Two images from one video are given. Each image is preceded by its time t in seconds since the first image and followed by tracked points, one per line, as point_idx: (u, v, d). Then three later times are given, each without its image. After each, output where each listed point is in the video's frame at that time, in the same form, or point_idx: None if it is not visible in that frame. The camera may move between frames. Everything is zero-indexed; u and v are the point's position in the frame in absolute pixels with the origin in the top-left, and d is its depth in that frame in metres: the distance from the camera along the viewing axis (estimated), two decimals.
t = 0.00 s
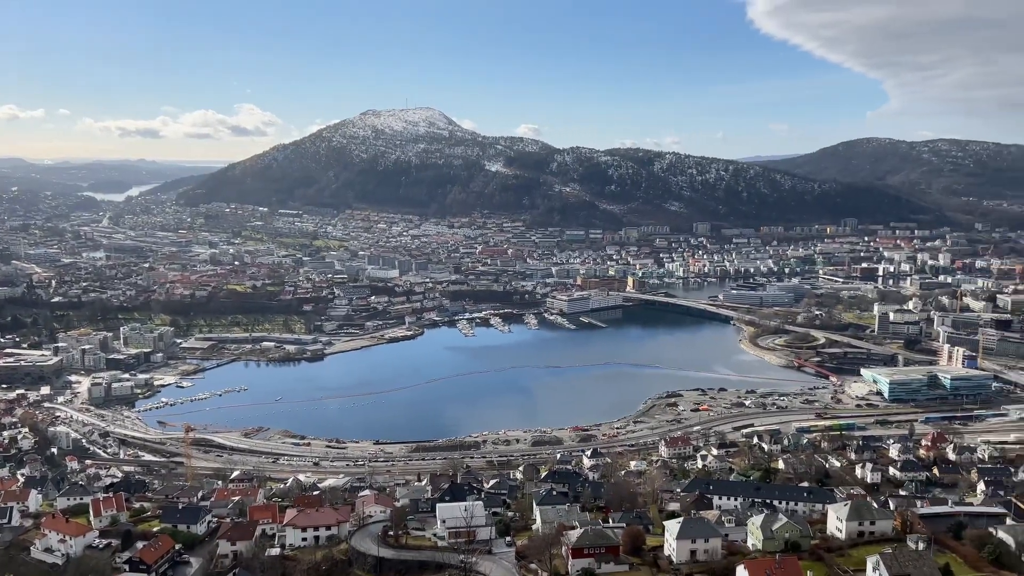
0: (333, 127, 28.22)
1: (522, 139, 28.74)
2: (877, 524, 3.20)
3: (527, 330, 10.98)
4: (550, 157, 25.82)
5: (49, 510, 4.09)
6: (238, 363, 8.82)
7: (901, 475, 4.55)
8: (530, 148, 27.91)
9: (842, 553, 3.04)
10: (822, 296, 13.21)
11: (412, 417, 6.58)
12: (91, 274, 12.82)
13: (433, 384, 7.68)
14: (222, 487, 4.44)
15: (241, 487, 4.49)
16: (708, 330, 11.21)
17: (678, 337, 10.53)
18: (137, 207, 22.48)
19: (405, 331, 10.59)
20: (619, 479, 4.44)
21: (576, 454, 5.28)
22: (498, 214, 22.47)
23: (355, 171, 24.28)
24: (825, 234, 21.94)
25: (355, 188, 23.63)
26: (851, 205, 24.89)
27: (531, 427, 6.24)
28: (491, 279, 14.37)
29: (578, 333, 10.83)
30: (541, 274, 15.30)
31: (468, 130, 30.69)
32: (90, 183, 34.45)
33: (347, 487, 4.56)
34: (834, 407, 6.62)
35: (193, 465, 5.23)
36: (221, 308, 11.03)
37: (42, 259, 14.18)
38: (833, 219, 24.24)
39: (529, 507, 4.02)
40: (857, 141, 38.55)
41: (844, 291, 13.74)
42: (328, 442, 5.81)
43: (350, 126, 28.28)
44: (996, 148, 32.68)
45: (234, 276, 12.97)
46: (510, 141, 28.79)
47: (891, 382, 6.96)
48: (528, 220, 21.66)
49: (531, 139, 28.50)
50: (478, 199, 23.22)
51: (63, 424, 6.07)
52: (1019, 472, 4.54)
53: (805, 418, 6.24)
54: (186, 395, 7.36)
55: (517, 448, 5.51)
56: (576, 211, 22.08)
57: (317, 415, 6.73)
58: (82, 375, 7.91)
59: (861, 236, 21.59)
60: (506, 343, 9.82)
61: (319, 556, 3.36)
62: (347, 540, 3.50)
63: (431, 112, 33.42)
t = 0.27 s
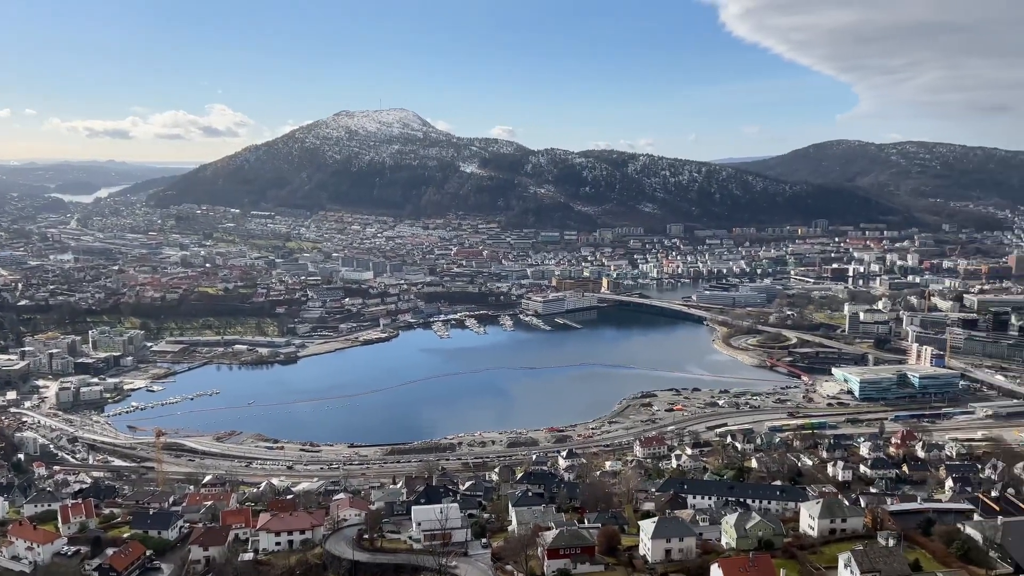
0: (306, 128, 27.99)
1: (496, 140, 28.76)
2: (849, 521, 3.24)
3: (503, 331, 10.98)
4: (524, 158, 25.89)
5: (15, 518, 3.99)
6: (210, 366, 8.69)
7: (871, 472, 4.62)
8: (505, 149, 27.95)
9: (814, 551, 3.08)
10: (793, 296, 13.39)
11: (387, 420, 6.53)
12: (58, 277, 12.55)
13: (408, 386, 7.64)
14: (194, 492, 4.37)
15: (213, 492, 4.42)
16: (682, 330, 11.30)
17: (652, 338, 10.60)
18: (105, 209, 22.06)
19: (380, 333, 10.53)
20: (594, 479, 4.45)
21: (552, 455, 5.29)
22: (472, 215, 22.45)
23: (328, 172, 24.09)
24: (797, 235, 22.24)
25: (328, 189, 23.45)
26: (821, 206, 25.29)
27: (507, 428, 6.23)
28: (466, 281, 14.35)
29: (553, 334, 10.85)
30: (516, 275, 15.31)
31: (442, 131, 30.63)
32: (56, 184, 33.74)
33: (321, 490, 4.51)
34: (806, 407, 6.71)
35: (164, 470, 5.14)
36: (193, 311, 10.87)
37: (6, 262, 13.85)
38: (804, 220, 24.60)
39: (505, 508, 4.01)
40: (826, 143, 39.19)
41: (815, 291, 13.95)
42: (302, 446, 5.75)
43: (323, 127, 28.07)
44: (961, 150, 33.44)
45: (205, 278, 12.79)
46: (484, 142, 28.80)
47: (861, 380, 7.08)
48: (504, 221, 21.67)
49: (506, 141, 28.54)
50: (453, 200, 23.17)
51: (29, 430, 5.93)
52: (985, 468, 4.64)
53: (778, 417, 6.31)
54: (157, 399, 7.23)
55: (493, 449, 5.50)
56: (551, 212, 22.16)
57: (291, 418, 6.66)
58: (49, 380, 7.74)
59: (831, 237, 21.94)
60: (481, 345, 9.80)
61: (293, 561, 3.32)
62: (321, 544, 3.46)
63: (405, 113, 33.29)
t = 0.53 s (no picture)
0: (278, 129, 27.72)
1: (471, 142, 28.75)
2: (820, 519, 3.29)
3: (477, 333, 10.96)
4: (499, 160, 25.93)
5: None
6: (180, 370, 8.55)
7: (842, 470, 4.69)
8: (479, 151, 27.95)
9: (787, 549, 3.12)
10: (765, 297, 13.56)
11: (361, 423, 6.48)
12: (22, 280, 12.26)
13: (382, 389, 7.59)
14: (165, 498, 4.29)
15: (184, 497, 4.35)
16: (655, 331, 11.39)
17: (626, 339, 10.67)
18: (71, 211, 21.61)
19: (354, 335, 10.45)
20: (569, 480, 4.46)
21: (527, 457, 5.28)
22: (446, 217, 22.40)
23: (300, 174, 23.83)
24: (768, 237, 22.53)
25: (300, 191, 23.22)
26: (791, 208, 25.66)
27: (481, 430, 6.23)
28: (440, 283, 14.31)
29: (527, 335, 10.86)
30: (491, 277, 15.30)
31: (416, 133, 30.52)
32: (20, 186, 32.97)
33: (294, 495, 4.46)
34: (777, 406, 6.79)
35: (134, 476, 5.05)
36: (162, 314, 10.68)
37: None
38: (775, 222, 24.94)
39: (479, 510, 4.00)
40: (796, 146, 39.80)
41: (785, 292, 14.14)
42: (275, 450, 5.68)
43: (295, 128, 27.81)
44: (927, 153, 34.16)
45: (175, 281, 12.59)
46: (458, 143, 28.77)
47: (832, 380, 7.19)
48: (478, 223, 21.65)
49: (480, 143, 28.54)
50: (427, 201, 23.09)
51: None
52: (952, 465, 4.73)
53: (750, 417, 6.38)
54: (127, 404, 7.10)
55: (468, 451, 5.49)
56: (525, 214, 22.19)
57: (264, 422, 6.58)
58: (14, 385, 7.56)
59: (802, 238, 22.26)
60: (455, 347, 9.78)
61: (266, 566, 3.27)
62: (294, 549, 3.42)
63: (379, 114, 33.12)
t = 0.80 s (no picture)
0: (249, 130, 27.41)
1: (444, 144, 28.70)
2: (792, 517, 3.33)
3: (452, 335, 10.93)
4: (472, 162, 25.95)
5: None
6: (149, 374, 8.40)
7: (813, 469, 4.76)
8: (453, 152, 27.93)
9: (759, 547, 3.16)
10: (736, 298, 13.73)
11: (335, 426, 6.43)
12: None
13: (356, 392, 7.53)
14: (134, 504, 4.21)
15: (154, 503, 4.27)
16: (629, 332, 11.47)
17: (600, 340, 10.72)
18: (35, 213, 21.13)
19: (327, 338, 10.36)
20: (544, 482, 4.47)
21: (502, 458, 5.28)
22: (420, 219, 22.33)
23: (272, 176, 23.55)
24: (740, 238, 22.81)
25: (272, 192, 22.96)
26: (762, 210, 26.01)
27: (456, 432, 6.21)
28: (414, 285, 14.25)
29: (502, 337, 10.87)
30: (465, 279, 15.28)
31: (389, 135, 30.42)
32: None
33: (267, 500, 4.40)
34: (749, 406, 6.88)
35: (102, 482, 4.95)
36: (130, 317, 10.49)
37: None
38: (746, 224, 25.26)
39: (454, 513, 3.99)
40: (766, 148, 40.39)
41: (756, 292, 14.34)
42: (247, 454, 5.61)
43: (266, 129, 27.51)
44: (893, 156, 34.88)
45: (144, 284, 12.38)
46: (432, 145, 28.72)
47: (802, 379, 7.29)
48: (452, 224, 21.61)
49: (454, 144, 28.52)
50: (400, 203, 23.00)
51: None
52: (920, 463, 4.83)
53: (723, 417, 6.45)
54: (94, 409, 6.96)
55: (443, 454, 5.47)
56: (499, 216, 22.22)
57: (236, 426, 6.49)
58: None
59: (772, 239, 22.58)
60: (430, 349, 9.75)
61: (239, 571, 3.22)
62: (267, 554, 3.38)
63: (351, 116, 32.94)
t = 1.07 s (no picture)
0: (219, 130, 27.04)
1: (417, 145, 28.60)
2: (763, 516, 3.37)
3: (425, 337, 10.89)
4: (446, 164, 25.93)
5: None
6: (117, 378, 8.23)
7: (784, 468, 4.83)
8: (426, 154, 27.85)
9: (731, 546, 3.18)
10: (708, 299, 13.86)
11: (308, 430, 6.36)
12: None
13: (328, 395, 7.46)
14: (102, 511, 4.12)
15: (122, 509, 4.19)
16: (602, 334, 11.52)
17: (574, 342, 10.75)
18: None
19: (299, 341, 10.25)
20: (518, 483, 4.47)
21: (476, 460, 5.27)
22: (393, 221, 22.21)
23: (243, 178, 23.12)
24: (711, 240, 23.06)
25: (242, 194, 22.62)
26: (733, 212, 26.31)
27: (430, 435, 6.18)
28: (387, 287, 14.17)
29: (475, 339, 10.85)
30: (439, 281, 15.23)
31: (361, 136, 30.26)
32: None
33: (239, 504, 4.34)
34: (721, 406, 6.95)
35: (68, 488, 4.83)
36: (97, 321, 10.28)
37: None
38: (717, 225, 25.54)
39: (428, 516, 3.97)
40: (737, 151, 40.88)
41: (728, 293, 14.50)
42: (218, 459, 5.53)
43: (236, 129, 27.18)
44: (860, 159, 35.51)
45: (111, 287, 12.14)
46: (405, 147, 28.60)
47: (773, 379, 7.39)
48: (426, 226, 21.52)
49: (427, 146, 28.44)
50: (373, 204, 22.86)
51: None
52: (888, 461, 4.92)
53: (695, 417, 6.51)
54: (60, 414, 6.81)
55: (417, 457, 5.44)
56: (473, 217, 22.19)
57: (206, 431, 6.39)
58: None
59: (743, 241, 22.86)
60: (403, 351, 9.69)
61: None
62: (238, 560, 3.32)
63: (323, 117, 32.71)
